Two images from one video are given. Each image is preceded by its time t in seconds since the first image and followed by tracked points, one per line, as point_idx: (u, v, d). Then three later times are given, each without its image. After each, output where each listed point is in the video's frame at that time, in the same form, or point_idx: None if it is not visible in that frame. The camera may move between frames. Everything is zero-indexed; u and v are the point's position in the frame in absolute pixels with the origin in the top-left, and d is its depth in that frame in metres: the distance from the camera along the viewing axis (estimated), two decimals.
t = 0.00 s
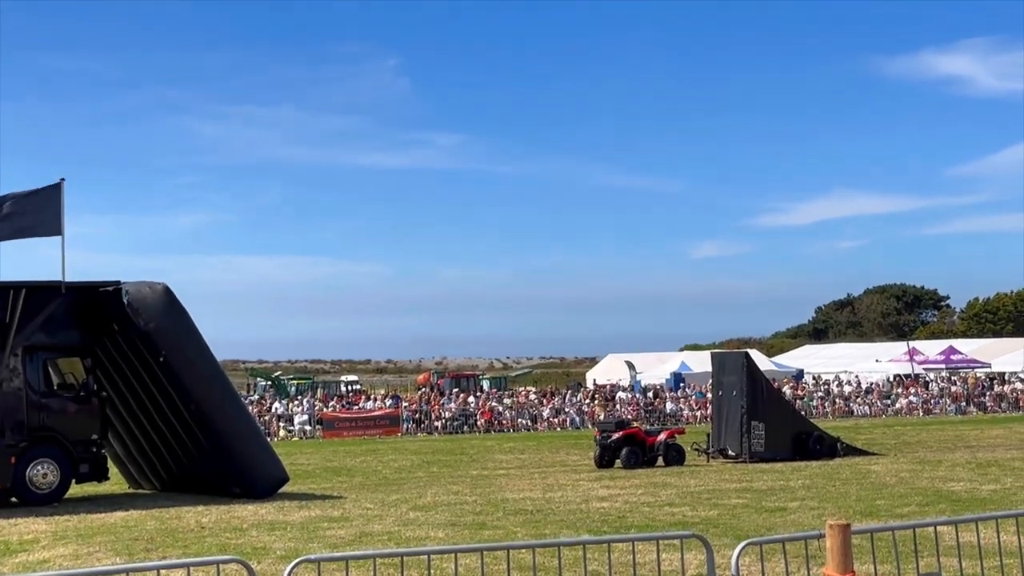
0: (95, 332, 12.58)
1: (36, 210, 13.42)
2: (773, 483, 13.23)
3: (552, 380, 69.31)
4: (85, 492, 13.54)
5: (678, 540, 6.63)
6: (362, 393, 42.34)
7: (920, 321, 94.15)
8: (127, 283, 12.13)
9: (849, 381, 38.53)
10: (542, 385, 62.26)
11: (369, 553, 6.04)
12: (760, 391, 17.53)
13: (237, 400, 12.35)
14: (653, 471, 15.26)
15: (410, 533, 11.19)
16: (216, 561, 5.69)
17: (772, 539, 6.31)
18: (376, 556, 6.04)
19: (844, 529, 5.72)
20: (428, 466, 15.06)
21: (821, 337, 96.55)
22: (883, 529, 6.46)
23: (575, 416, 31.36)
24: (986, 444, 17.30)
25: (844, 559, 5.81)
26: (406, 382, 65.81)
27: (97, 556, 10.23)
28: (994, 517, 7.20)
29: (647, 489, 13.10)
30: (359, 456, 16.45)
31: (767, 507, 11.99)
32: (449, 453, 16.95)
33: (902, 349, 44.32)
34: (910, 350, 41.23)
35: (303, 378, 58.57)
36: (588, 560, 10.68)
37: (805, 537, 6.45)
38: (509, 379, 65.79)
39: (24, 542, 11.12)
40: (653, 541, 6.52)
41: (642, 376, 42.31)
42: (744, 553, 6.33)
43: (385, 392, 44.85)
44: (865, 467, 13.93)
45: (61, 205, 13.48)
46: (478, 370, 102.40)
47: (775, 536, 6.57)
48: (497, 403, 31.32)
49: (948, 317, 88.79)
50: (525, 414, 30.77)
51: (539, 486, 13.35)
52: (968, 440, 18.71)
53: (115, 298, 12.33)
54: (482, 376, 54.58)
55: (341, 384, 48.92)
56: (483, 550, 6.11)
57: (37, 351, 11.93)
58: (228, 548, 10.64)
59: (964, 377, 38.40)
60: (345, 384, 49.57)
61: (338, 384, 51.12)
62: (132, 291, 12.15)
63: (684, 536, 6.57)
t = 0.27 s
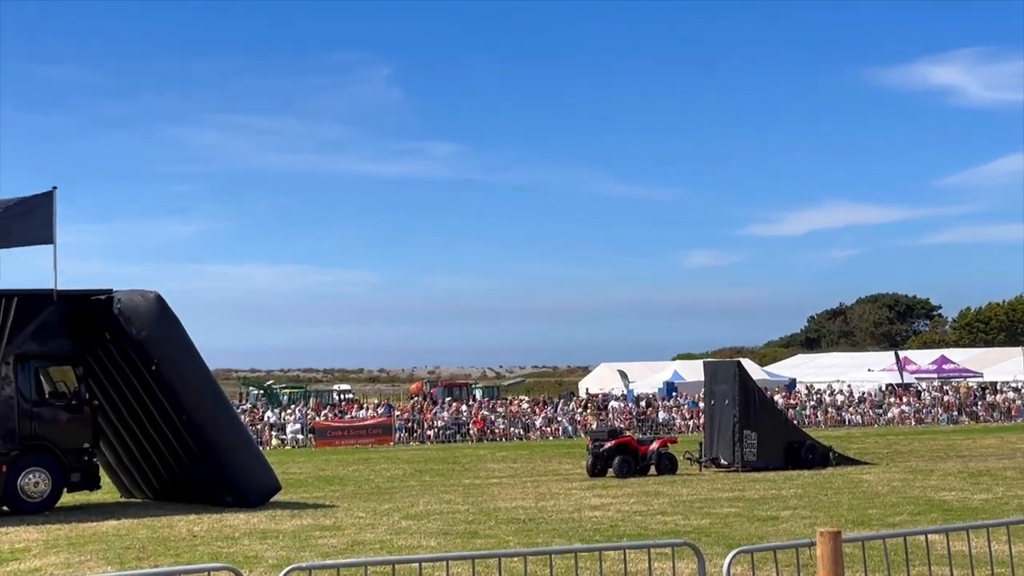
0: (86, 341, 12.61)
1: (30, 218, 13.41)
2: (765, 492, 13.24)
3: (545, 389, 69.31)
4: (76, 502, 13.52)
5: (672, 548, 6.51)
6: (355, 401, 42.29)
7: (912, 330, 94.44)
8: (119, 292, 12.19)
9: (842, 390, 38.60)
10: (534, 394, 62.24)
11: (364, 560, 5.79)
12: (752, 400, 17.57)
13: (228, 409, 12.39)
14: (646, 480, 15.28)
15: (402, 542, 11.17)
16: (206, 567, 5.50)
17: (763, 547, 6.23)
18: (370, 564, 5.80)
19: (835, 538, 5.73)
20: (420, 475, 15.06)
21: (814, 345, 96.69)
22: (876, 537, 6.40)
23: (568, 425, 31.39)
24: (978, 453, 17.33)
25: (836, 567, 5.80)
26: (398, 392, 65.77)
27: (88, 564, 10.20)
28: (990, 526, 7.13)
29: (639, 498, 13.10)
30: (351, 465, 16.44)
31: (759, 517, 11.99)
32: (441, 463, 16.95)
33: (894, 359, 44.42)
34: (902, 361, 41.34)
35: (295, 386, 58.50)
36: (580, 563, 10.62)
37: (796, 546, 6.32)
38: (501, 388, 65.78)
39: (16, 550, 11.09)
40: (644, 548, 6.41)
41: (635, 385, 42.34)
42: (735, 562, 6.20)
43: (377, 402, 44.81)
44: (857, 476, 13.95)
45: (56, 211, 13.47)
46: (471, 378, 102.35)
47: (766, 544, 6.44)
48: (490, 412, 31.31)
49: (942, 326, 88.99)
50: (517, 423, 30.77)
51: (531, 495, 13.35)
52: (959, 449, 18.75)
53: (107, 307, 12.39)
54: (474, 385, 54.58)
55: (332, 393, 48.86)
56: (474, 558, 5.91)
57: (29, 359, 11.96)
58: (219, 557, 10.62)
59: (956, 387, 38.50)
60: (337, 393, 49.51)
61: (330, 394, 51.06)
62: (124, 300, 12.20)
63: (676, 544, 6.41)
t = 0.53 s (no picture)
0: (78, 347, 12.58)
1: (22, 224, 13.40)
2: (759, 498, 13.24)
3: (538, 396, 69.25)
4: (68, 508, 13.48)
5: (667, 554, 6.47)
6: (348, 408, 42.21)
7: (905, 337, 94.62)
8: (111, 298, 12.17)
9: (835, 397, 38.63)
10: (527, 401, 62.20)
11: (355, 567, 5.70)
12: (746, 406, 17.58)
13: (221, 415, 12.37)
14: (640, 486, 15.27)
15: (395, 549, 11.14)
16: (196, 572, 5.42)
17: (758, 553, 6.18)
18: (363, 570, 5.72)
19: (828, 543, 5.73)
20: (413, 481, 15.04)
21: (808, 351, 96.79)
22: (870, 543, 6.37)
23: (561, 432, 31.37)
24: (972, 459, 17.36)
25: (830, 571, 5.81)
26: (390, 399, 65.67)
27: (81, 570, 10.16)
28: (986, 532, 7.11)
29: (633, 505, 13.09)
30: (344, 471, 16.41)
31: (752, 523, 11.99)
32: (434, 469, 16.93)
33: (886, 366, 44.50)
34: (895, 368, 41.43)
35: (288, 393, 58.38)
36: (574, 568, 10.59)
37: (790, 552, 6.27)
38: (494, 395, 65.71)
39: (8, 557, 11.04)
40: (639, 554, 6.34)
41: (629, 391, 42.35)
42: (728, 568, 6.15)
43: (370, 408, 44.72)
44: (850, 482, 13.96)
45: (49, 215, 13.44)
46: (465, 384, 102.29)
47: (759, 549, 6.38)
48: (483, 418, 31.28)
49: (935, 333, 89.13)
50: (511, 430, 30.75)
51: (525, 502, 13.34)
52: (953, 456, 18.77)
53: (99, 313, 12.37)
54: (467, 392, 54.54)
55: (324, 400, 48.76)
56: (468, 564, 5.83)
57: (22, 365, 11.93)
58: (212, 563, 10.58)
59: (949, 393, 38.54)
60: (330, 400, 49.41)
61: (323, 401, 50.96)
62: (117, 306, 12.19)
63: (670, 550, 6.34)
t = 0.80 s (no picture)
0: (73, 351, 12.57)
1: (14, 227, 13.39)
2: (755, 502, 13.25)
3: (532, 400, 69.17)
4: (63, 512, 13.46)
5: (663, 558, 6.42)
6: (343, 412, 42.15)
7: (899, 342, 94.74)
8: (106, 302, 12.17)
9: (830, 401, 38.68)
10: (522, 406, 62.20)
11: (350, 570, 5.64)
12: (740, 410, 17.60)
13: (216, 419, 12.38)
14: (635, 490, 15.28)
15: (390, 553, 11.14)
16: None
17: (752, 558, 6.18)
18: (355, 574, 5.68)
19: (823, 546, 5.73)
20: (407, 485, 15.05)
21: (803, 356, 96.86)
22: (865, 547, 6.37)
23: (557, 436, 31.37)
24: (966, 463, 17.39)
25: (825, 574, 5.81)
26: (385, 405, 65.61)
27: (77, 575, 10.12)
28: (982, 536, 7.11)
29: (628, 509, 13.09)
30: (339, 475, 16.40)
31: (747, 527, 12.00)
32: (428, 474, 16.92)
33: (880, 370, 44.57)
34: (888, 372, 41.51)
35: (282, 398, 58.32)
36: (569, 571, 10.59)
37: (785, 555, 6.26)
38: (489, 399, 65.67)
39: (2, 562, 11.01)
40: (634, 557, 6.34)
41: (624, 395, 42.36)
42: (723, 572, 6.14)
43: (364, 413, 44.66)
44: (845, 486, 13.98)
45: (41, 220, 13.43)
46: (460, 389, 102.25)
47: (754, 553, 6.37)
48: (478, 423, 31.29)
49: (931, 338, 89.25)
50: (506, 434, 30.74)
51: (520, 506, 13.34)
52: (947, 459, 18.80)
53: (94, 317, 12.37)
54: (461, 396, 54.51)
55: (318, 404, 48.68)
56: (461, 568, 5.80)
57: (16, 370, 11.93)
58: (207, 568, 10.55)
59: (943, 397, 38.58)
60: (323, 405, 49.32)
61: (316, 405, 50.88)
62: (112, 310, 12.19)
63: (665, 553, 6.32)
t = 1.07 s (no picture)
0: (69, 353, 12.56)
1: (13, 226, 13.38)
2: (752, 503, 13.25)
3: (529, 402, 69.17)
4: (60, 514, 13.45)
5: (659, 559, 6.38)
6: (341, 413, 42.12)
7: (897, 342, 94.75)
8: (103, 303, 12.17)
9: (827, 402, 38.68)
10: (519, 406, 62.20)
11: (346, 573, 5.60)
12: (738, 411, 17.59)
13: (213, 421, 12.37)
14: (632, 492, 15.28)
15: (387, 554, 11.13)
16: None
17: (746, 560, 6.17)
18: None
19: (819, 547, 5.72)
20: (404, 486, 15.05)
21: (802, 356, 96.86)
22: (860, 549, 6.35)
23: (554, 437, 31.35)
24: (963, 464, 17.39)
25: None
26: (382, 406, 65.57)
27: None
28: (979, 537, 7.10)
29: (625, 510, 13.08)
30: (336, 477, 16.40)
31: (745, 528, 11.99)
32: (426, 475, 16.92)
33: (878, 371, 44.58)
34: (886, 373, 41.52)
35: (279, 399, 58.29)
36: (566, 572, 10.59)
37: (781, 556, 6.25)
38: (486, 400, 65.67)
39: None
40: (630, 560, 6.33)
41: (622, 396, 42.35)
42: (720, 572, 6.12)
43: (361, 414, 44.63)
44: (842, 487, 13.98)
45: (40, 218, 13.40)
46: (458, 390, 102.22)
47: (749, 555, 6.36)
48: (475, 424, 31.28)
49: (929, 338, 89.26)
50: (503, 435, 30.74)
51: (517, 507, 13.33)
52: (944, 460, 18.80)
53: (90, 319, 12.36)
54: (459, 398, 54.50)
55: (315, 405, 48.64)
56: (456, 570, 5.77)
57: (13, 371, 11.92)
58: (204, 569, 10.54)
59: (941, 398, 38.59)
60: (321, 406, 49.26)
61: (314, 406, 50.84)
62: (108, 311, 12.18)
63: (661, 555, 6.29)
